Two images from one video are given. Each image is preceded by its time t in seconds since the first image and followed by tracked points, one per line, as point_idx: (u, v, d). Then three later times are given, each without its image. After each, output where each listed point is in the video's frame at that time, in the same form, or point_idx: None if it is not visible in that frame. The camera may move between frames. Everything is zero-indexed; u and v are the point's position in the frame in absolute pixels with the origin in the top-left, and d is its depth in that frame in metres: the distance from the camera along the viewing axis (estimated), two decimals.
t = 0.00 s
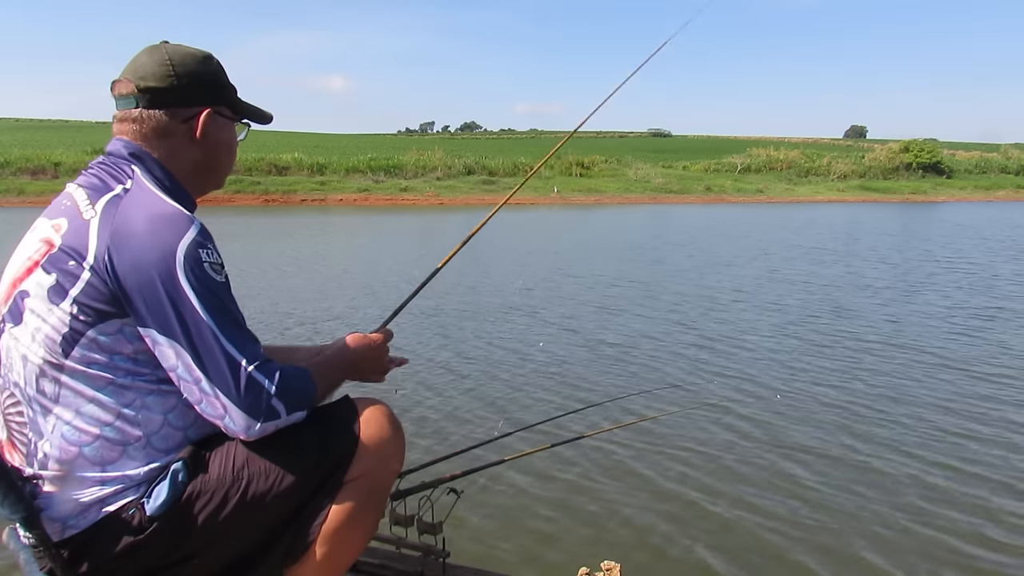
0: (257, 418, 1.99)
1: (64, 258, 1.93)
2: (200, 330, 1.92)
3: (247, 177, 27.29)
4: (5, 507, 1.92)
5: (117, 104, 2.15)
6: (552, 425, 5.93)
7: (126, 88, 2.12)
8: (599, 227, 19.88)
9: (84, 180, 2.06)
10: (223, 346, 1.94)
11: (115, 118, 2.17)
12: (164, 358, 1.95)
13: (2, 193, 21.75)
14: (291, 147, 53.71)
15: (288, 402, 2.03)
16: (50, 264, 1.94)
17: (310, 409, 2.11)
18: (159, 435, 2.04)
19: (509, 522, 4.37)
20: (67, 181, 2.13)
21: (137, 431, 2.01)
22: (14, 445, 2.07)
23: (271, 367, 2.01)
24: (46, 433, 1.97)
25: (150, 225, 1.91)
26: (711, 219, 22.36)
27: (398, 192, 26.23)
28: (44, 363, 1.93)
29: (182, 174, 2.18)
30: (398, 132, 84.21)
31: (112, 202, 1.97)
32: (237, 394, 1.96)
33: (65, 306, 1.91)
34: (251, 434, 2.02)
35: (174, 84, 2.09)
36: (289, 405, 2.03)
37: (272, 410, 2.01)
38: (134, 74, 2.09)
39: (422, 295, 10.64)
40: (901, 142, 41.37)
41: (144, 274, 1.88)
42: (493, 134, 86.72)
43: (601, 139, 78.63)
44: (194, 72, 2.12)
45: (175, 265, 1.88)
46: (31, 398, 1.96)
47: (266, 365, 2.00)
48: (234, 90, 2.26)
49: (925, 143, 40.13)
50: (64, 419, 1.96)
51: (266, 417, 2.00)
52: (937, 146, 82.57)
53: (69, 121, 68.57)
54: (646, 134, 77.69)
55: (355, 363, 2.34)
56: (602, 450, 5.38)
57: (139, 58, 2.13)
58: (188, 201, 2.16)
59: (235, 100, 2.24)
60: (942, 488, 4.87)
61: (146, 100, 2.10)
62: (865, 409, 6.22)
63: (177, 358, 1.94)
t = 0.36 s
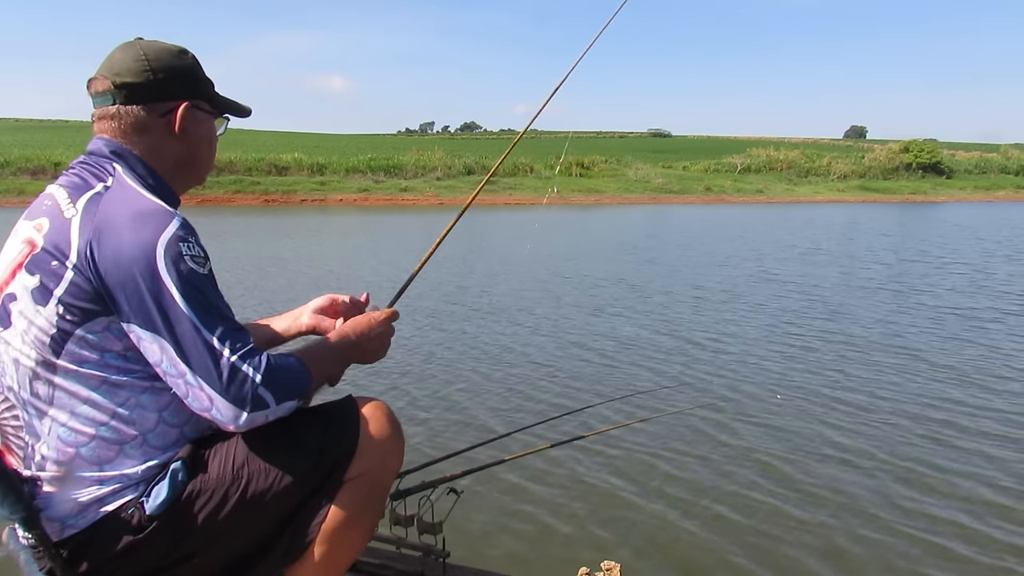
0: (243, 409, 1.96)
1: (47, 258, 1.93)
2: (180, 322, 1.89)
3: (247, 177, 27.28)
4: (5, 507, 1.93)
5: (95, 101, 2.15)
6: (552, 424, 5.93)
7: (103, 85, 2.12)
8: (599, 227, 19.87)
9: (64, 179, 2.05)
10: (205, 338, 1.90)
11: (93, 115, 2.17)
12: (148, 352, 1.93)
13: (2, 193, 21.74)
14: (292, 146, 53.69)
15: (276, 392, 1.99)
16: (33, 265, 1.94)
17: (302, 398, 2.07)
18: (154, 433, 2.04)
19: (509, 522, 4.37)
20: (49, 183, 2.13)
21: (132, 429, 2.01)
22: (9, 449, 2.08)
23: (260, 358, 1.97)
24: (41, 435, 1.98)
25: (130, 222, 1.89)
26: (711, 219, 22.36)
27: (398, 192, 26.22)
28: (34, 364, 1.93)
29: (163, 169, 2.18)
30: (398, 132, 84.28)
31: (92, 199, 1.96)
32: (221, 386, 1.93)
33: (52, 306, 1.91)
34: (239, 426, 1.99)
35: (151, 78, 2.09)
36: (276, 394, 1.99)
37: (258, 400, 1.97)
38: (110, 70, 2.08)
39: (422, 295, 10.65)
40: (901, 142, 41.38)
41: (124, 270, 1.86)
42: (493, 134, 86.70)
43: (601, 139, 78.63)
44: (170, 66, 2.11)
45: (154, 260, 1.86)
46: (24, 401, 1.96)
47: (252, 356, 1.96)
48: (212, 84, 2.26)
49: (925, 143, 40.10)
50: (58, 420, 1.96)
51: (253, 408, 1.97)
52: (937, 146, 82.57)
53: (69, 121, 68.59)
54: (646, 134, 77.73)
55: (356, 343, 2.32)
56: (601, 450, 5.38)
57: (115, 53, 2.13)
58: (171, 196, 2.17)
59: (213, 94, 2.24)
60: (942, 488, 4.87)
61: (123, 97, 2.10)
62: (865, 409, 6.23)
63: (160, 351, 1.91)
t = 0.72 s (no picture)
0: (259, 367, 1.90)
1: (45, 258, 1.92)
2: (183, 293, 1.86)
3: (247, 177, 27.30)
4: (6, 507, 1.94)
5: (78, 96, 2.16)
6: (552, 425, 5.94)
7: (86, 80, 2.12)
8: (600, 227, 19.87)
9: (54, 180, 2.04)
10: (212, 301, 1.88)
11: (77, 109, 2.18)
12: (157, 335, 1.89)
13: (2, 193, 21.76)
14: (292, 146, 53.74)
15: (293, 346, 1.95)
16: (30, 266, 1.92)
17: (324, 360, 2.02)
18: (156, 431, 2.05)
19: (509, 522, 4.37)
20: (36, 184, 2.10)
21: (134, 428, 2.01)
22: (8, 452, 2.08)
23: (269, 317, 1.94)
24: (44, 436, 1.98)
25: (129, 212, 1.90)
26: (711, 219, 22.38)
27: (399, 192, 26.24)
28: (36, 365, 1.92)
29: (148, 164, 2.19)
30: (398, 132, 84.34)
31: (85, 196, 1.96)
32: (234, 349, 1.88)
33: (54, 306, 1.91)
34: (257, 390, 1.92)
35: (135, 72, 2.10)
36: (292, 352, 1.95)
37: (273, 358, 1.92)
38: (94, 65, 2.09)
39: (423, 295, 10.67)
40: (901, 142, 41.39)
41: (125, 256, 1.87)
42: (494, 134, 86.68)
43: (602, 138, 78.62)
44: (154, 62, 2.12)
45: (153, 241, 1.87)
46: (25, 402, 1.96)
47: (262, 316, 1.93)
48: (197, 82, 2.27)
49: (925, 143, 40.10)
50: (61, 419, 1.96)
51: (269, 366, 1.91)
52: (937, 145, 82.54)
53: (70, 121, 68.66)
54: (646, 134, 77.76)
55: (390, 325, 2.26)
56: (602, 450, 5.38)
57: (100, 48, 2.14)
58: (156, 191, 2.18)
59: (197, 91, 2.25)
60: (942, 488, 4.87)
61: (106, 91, 2.10)
62: (865, 409, 6.24)
63: (169, 326, 1.88)
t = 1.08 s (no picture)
0: (263, 344, 1.90)
1: (42, 257, 1.92)
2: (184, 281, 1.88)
3: (247, 177, 27.31)
4: (6, 507, 1.94)
5: (85, 91, 2.20)
6: (552, 424, 5.94)
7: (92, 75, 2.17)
8: (600, 227, 19.88)
9: (46, 179, 2.04)
10: (210, 285, 1.89)
11: (80, 104, 2.22)
12: (160, 326, 1.90)
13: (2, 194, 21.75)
14: (292, 145, 53.75)
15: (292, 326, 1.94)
16: (27, 266, 1.92)
17: (332, 351, 2.00)
18: (154, 426, 2.06)
19: (508, 522, 4.38)
20: (24, 184, 2.10)
21: (133, 425, 2.03)
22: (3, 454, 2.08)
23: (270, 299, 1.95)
24: (43, 435, 1.99)
25: (124, 207, 1.92)
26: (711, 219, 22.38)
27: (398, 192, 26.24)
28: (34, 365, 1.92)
29: (136, 164, 2.19)
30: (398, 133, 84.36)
31: (79, 192, 1.97)
32: (236, 330, 1.89)
33: (53, 305, 1.91)
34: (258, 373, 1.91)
35: (133, 73, 2.12)
36: (294, 331, 1.94)
37: (276, 337, 1.91)
38: (101, 61, 2.14)
39: (423, 295, 10.67)
40: (900, 142, 41.42)
41: (123, 250, 1.88)
42: (494, 134, 86.69)
43: (602, 138, 78.63)
44: (156, 66, 2.15)
45: (150, 232, 1.89)
46: (22, 403, 1.96)
47: (263, 297, 1.93)
48: (201, 98, 2.28)
49: (925, 143, 40.11)
50: (60, 418, 1.97)
51: (271, 344, 1.91)
52: (937, 145, 82.55)
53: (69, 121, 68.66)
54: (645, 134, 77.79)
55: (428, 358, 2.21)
56: (601, 450, 5.39)
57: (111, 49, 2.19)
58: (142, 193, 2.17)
59: (197, 102, 2.26)
60: (942, 487, 4.88)
61: (105, 86, 2.14)
62: (865, 408, 6.25)
63: (170, 314, 1.89)
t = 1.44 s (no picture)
0: (266, 330, 1.89)
1: (36, 259, 1.92)
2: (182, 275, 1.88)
3: (247, 177, 27.32)
4: (5, 507, 1.94)
5: (87, 90, 2.21)
6: (552, 424, 5.94)
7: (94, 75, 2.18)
8: (600, 227, 19.88)
9: (41, 180, 2.04)
10: (209, 274, 1.89)
11: (82, 103, 2.22)
12: (163, 323, 1.90)
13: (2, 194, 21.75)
14: (292, 145, 53.77)
15: (294, 315, 1.92)
16: (22, 268, 1.92)
17: (335, 342, 1.97)
18: (151, 427, 2.05)
19: (509, 522, 4.37)
20: (20, 186, 2.10)
21: (129, 425, 2.02)
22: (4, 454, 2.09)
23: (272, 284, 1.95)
24: (41, 437, 1.99)
25: (118, 206, 1.92)
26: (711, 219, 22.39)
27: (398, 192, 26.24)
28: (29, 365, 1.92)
29: (132, 165, 2.18)
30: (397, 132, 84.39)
31: (73, 193, 1.97)
32: (238, 317, 1.89)
33: (47, 306, 1.90)
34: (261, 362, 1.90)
35: (135, 74, 2.12)
36: (297, 316, 1.92)
37: (278, 322, 1.90)
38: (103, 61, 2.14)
39: (423, 294, 10.68)
40: (900, 142, 41.41)
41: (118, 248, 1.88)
42: (494, 134, 86.73)
43: (602, 138, 78.64)
44: (156, 68, 2.14)
45: (145, 228, 1.89)
46: (19, 404, 1.96)
47: (265, 284, 1.93)
48: (203, 103, 2.28)
49: (925, 143, 40.09)
50: (57, 418, 1.97)
51: (273, 330, 1.90)
52: (937, 145, 82.59)
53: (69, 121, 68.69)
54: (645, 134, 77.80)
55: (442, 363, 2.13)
56: (602, 450, 5.39)
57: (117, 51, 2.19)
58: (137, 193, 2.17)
59: (198, 107, 2.25)
60: (942, 488, 4.88)
61: (105, 86, 2.14)
62: (865, 408, 6.24)
63: (172, 307, 1.89)
